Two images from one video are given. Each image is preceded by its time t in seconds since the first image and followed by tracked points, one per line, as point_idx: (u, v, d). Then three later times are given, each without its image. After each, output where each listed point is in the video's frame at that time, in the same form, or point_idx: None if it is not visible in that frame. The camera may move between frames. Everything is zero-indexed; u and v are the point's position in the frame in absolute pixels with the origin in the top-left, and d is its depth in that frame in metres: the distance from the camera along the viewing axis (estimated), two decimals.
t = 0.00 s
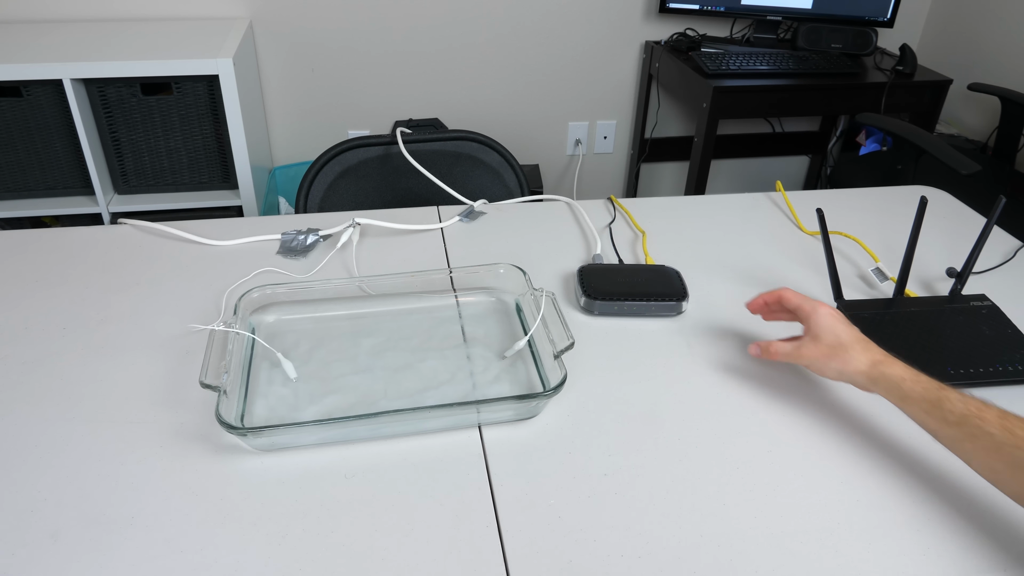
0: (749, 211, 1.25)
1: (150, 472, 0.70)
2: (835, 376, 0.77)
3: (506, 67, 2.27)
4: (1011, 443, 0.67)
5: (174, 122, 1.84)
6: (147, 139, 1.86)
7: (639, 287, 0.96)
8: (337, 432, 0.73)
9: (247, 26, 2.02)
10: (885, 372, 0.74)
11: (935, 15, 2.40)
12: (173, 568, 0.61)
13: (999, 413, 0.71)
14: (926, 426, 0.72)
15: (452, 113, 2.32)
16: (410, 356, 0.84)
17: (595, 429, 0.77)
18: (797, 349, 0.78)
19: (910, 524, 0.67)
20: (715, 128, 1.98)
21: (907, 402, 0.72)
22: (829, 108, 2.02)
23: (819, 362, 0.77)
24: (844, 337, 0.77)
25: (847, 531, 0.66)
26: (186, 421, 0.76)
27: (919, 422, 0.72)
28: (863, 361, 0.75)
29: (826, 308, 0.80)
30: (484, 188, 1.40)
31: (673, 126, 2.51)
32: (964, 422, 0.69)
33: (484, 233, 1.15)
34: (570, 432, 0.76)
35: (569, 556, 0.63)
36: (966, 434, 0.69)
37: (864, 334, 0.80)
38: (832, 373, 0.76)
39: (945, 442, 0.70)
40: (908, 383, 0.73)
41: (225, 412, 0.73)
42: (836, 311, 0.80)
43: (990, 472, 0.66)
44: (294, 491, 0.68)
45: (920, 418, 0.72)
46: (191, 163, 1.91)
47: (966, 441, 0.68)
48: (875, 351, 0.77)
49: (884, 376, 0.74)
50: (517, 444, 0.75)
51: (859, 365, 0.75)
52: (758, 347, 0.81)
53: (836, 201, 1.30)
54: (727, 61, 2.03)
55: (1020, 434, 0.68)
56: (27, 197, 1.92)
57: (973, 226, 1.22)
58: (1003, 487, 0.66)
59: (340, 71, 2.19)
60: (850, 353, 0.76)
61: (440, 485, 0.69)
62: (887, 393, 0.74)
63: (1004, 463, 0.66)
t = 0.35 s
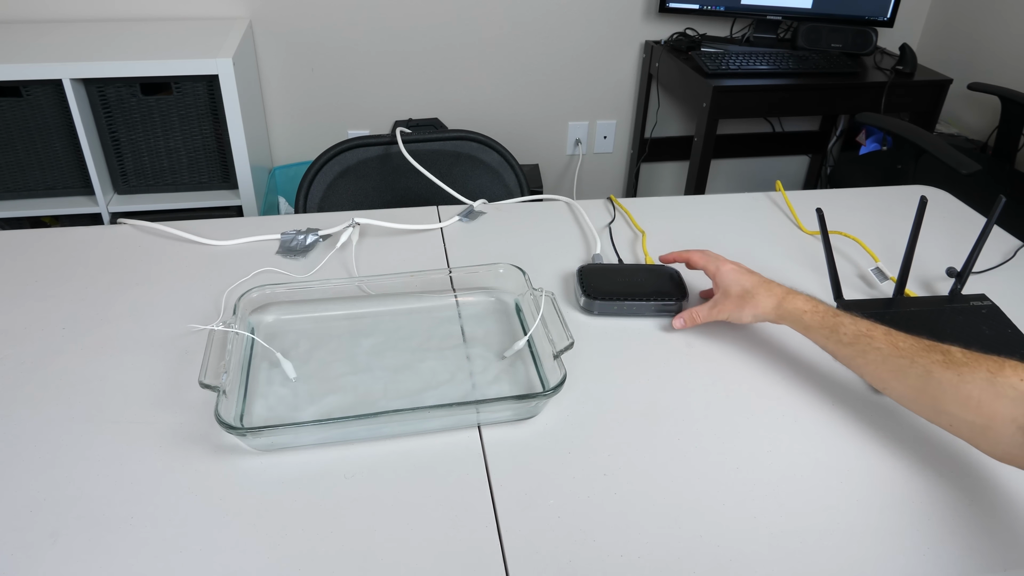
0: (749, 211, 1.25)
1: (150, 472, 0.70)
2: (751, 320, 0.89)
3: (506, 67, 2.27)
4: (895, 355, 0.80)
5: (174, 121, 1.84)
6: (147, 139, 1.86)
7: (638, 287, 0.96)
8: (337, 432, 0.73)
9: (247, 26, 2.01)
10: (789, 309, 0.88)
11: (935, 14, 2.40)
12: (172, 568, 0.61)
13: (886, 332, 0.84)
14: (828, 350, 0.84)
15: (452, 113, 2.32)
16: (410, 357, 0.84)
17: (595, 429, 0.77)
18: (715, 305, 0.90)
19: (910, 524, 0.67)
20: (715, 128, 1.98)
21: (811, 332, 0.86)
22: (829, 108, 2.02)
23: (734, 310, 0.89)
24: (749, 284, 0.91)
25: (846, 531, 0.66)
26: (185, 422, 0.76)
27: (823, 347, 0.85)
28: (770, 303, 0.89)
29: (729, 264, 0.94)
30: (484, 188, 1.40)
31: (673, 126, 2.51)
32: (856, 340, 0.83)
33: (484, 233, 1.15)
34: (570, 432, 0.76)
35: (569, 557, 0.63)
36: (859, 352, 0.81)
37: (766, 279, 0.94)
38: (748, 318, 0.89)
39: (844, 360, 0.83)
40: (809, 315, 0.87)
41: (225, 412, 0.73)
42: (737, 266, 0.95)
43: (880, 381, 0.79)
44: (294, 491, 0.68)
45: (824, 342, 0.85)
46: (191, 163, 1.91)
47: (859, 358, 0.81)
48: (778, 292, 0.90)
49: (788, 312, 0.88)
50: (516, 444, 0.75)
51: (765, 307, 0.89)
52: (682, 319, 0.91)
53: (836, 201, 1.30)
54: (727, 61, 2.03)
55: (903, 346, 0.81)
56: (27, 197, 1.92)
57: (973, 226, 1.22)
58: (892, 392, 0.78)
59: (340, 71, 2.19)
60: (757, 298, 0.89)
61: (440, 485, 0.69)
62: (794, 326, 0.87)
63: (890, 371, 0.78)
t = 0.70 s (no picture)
0: (749, 211, 1.25)
1: (151, 472, 0.70)
2: (738, 318, 0.91)
3: (506, 67, 2.27)
4: (877, 350, 0.82)
5: (174, 121, 1.84)
6: (147, 139, 1.86)
7: (637, 287, 0.96)
8: (337, 432, 0.73)
9: (247, 26, 2.01)
10: (775, 306, 0.90)
11: (935, 13, 2.39)
12: (172, 568, 0.61)
13: (869, 328, 0.86)
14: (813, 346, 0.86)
15: (452, 113, 2.32)
16: (410, 357, 0.84)
17: (594, 429, 0.77)
18: (703, 304, 0.92)
19: (910, 524, 0.67)
20: (715, 128, 1.98)
21: (797, 328, 0.88)
22: (829, 108, 2.02)
23: (722, 309, 0.91)
24: (736, 282, 0.92)
25: (846, 530, 0.66)
26: (185, 422, 0.76)
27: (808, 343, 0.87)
28: (757, 300, 0.91)
29: (716, 261, 0.95)
30: (484, 188, 1.40)
31: (672, 126, 2.51)
32: (840, 336, 0.85)
33: (484, 233, 1.15)
34: (570, 432, 0.76)
35: (569, 557, 0.63)
36: (842, 348, 0.83)
37: (753, 274, 0.95)
38: (735, 316, 0.91)
39: (827, 356, 0.85)
40: (794, 310, 0.89)
41: (225, 412, 0.73)
42: (722, 263, 0.96)
43: (861, 375, 0.81)
44: (294, 491, 0.68)
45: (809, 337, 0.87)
46: (191, 163, 1.91)
47: (842, 353, 0.83)
48: (764, 289, 0.92)
49: (774, 309, 0.90)
50: (516, 444, 0.75)
51: (752, 305, 0.91)
52: (672, 318, 0.92)
53: (836, 201, 1.30)
54: (727, 61, 2.03)
55: (885, 341, 0.83)
56: (27, 197, 1.92)
57: (973, 226, 1.22)
58: (873, 386, 0.80)
59: (340, 71, 2.19)
60: (744, 296, 0.91)
61: (440, 485, 0.69)
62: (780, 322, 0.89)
63: (871, 366, 0.81)
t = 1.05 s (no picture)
0: (749, 211, 1.25)
1: (151, 471, 0.70)
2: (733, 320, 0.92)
3: (507, 67, 2.27)
4: (864, 355, 0.83)
5: (174, 121, 1.84)
6: (147, 140, 1.86)
7: (638, 284, 0.96)
8: (337, 432, 0.73)
9: (247, 27, 2.02)
10: (769, 311, 0.91)
11: (935, 13, 2.39)
12: (172, 568, 0.61)
13: (859, 334, 0.87)
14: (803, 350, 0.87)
15: (452, 113, 2.32)
16: (410, 357, 0.84)
17: (595, 429, 0.77)
18: (701, 305, 0.92)
19: (910, 524, 0.67)
20: (715, 128, 1.98)
21: (787, 333, 0.88)
22: (828, 108, 2.02)
23: (719, 311, 0.91)
24: (735, 285, 0.93)
25: (846, 531, 0.66)
26: (185, 422, 0.76)
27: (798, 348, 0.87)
28: (754, 305, 0.91)
29: (718, 262, 0.95)
30: (484, 188, 1.40)
31: (672, 126, 2.51)
32: (830, 341, 0.85)
33: (484, 233, 1.15)
34: (570, 432, 0.76)
35: (570, 556, 0.63)
36: (830, 352, 0.84)
37: (752, 279, 0.95)
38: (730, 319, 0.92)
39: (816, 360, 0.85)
40: (787, 316, 0.90)
41: (225, 412, 0.73)
42: (725, 264, 0.95)
43: (848, 379, 0.81)
44: (294, 491, 0.68)
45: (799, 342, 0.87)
46: (191, 163, 1.91)
47: (830, 357, 0.84)
48: (761, 295, 0.93)
49: (769, 314, 0.91)
50: (517, 444, 0.75)
51: (748, 310, 0.91)
52: (667, 315, 0.93)
53: (836, 201, 1.30)
54: (726, 61, 2.03)
55: (874, 347, 0.84)
56: (27, 197, 1.92)
57: (973, 226, 1.22)
58: (858, 390, 0.81)
59: (340, 71, 2.19)
60: (743, 301, 0.92)
61: (440, 485, 0.69)
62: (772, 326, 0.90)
63: (859, 370, 0.81)
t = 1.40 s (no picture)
0: (748, 211, 1.25)
1: (151, 471, 0.70)
2: (726, 313, 0.92)
3: (507, 67, 2.27)
4: (851, 357, 0.83)
5: (174, 121, 1.84)
6: (147, 140, 1.86)
7: (635, 266, 0.96)
8: (337, 432, 0.73)
9: (247, 27, 2.02)
10: (762, 308, 0.91)
11: (935, 13, 2.39)
12: (173, 568, 0.61)
13: (848, 340, 0.87)
14: (790, 349, 0.87)
15: (453, 113, 2.32)
16: (410, 357, 0.84)
17: (595, 429, 0.77)
18: (698, 290, 0.92)
19: (909, 524, 0.67)
20: (715, 128, 1.98)
21: (778, 331, 0.89)
22: (828, 108, 2.02)
23: (715, 298, 0.92)
24: (732, 279, 0.94)
25: (846, 531, 0.66)
26: (185, 422, 0.76)
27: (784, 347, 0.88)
28: (748, 301, 0.92)
29: (717, 257, 0.97)
30: (484, 188, 1.40)
31: (672, 126, 2.50)
32: (819, 342, 0.86)
33: (484, 232, 1.15)
34: (570, 433, 0.76)
35: (570, 556, 0.63)
36: (818, 352, 0.84)
37: (748, 280, 0.97)
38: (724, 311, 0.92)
39: (802, 359, 0.85)
40: (778, 316, 0.90)
41: (225, 412, 0.73)
42: (723, 260, 0.97)
43: (833, 378, 0.81)
44: (294, 491, 0.68)
45: (787, 342, 0.87)
46: (191, 163, 1.91)
47: (817, 357, 0.84)
48: (756, 292, 0.94)
49: (762, 310, 0.91)
50: (517, 444, 0.75)
51: (743, 303, 0.92)
52: (662, 297, 0.92)
53: (837, 201, 1.30)
54: (727, 61, 2.03)
55: (862, 351, 0.84)
56: (27, 197, 1.92)
57: (973, 226, 1.22)
58: (841, 390, 0.80)
59: (340, 71, 2.19)
60: (738, 294, 0.93)
61: (440, 485, 0.69)
62: (762, 325, 0.90)
63: (845, 369, 0.81)
